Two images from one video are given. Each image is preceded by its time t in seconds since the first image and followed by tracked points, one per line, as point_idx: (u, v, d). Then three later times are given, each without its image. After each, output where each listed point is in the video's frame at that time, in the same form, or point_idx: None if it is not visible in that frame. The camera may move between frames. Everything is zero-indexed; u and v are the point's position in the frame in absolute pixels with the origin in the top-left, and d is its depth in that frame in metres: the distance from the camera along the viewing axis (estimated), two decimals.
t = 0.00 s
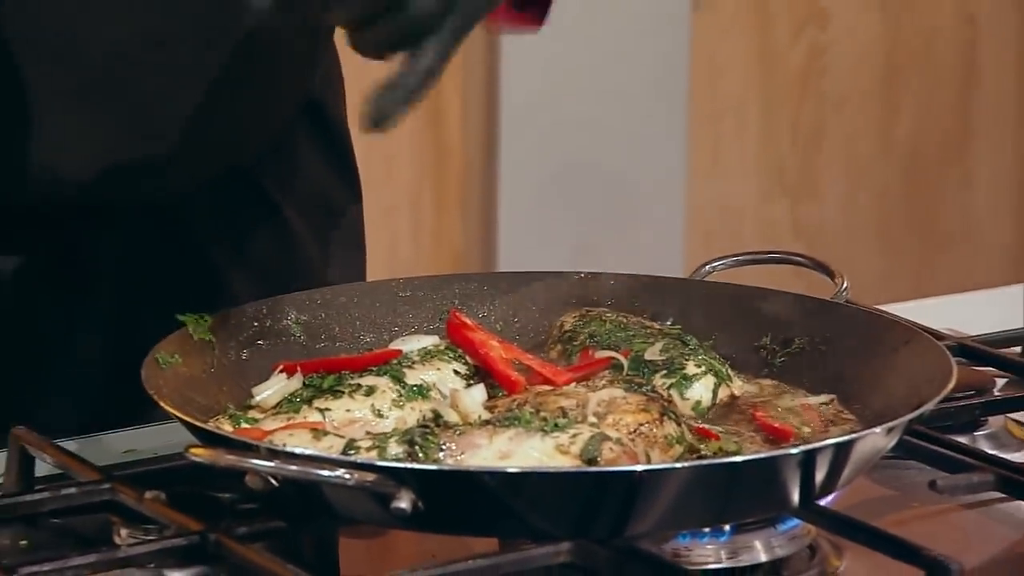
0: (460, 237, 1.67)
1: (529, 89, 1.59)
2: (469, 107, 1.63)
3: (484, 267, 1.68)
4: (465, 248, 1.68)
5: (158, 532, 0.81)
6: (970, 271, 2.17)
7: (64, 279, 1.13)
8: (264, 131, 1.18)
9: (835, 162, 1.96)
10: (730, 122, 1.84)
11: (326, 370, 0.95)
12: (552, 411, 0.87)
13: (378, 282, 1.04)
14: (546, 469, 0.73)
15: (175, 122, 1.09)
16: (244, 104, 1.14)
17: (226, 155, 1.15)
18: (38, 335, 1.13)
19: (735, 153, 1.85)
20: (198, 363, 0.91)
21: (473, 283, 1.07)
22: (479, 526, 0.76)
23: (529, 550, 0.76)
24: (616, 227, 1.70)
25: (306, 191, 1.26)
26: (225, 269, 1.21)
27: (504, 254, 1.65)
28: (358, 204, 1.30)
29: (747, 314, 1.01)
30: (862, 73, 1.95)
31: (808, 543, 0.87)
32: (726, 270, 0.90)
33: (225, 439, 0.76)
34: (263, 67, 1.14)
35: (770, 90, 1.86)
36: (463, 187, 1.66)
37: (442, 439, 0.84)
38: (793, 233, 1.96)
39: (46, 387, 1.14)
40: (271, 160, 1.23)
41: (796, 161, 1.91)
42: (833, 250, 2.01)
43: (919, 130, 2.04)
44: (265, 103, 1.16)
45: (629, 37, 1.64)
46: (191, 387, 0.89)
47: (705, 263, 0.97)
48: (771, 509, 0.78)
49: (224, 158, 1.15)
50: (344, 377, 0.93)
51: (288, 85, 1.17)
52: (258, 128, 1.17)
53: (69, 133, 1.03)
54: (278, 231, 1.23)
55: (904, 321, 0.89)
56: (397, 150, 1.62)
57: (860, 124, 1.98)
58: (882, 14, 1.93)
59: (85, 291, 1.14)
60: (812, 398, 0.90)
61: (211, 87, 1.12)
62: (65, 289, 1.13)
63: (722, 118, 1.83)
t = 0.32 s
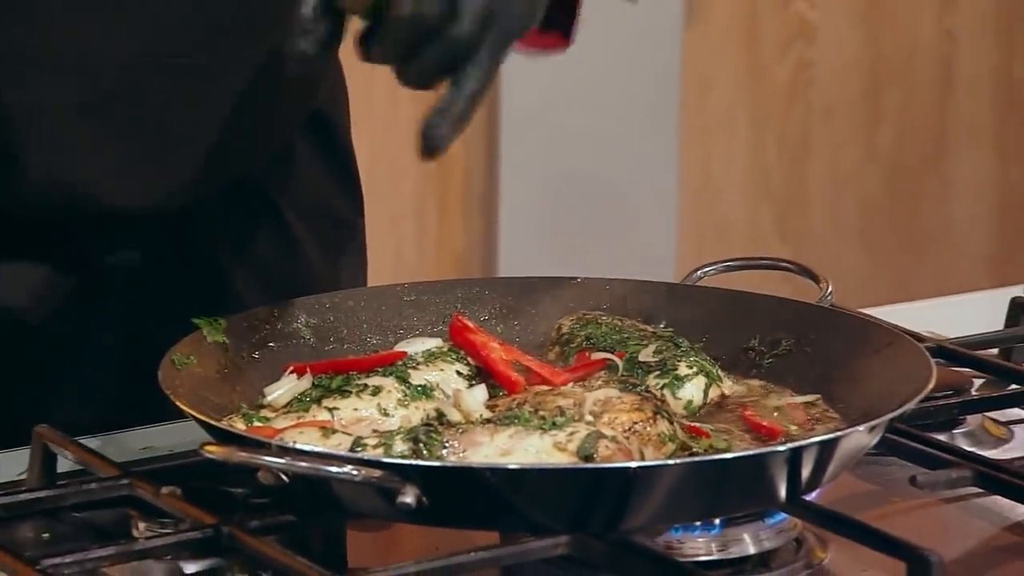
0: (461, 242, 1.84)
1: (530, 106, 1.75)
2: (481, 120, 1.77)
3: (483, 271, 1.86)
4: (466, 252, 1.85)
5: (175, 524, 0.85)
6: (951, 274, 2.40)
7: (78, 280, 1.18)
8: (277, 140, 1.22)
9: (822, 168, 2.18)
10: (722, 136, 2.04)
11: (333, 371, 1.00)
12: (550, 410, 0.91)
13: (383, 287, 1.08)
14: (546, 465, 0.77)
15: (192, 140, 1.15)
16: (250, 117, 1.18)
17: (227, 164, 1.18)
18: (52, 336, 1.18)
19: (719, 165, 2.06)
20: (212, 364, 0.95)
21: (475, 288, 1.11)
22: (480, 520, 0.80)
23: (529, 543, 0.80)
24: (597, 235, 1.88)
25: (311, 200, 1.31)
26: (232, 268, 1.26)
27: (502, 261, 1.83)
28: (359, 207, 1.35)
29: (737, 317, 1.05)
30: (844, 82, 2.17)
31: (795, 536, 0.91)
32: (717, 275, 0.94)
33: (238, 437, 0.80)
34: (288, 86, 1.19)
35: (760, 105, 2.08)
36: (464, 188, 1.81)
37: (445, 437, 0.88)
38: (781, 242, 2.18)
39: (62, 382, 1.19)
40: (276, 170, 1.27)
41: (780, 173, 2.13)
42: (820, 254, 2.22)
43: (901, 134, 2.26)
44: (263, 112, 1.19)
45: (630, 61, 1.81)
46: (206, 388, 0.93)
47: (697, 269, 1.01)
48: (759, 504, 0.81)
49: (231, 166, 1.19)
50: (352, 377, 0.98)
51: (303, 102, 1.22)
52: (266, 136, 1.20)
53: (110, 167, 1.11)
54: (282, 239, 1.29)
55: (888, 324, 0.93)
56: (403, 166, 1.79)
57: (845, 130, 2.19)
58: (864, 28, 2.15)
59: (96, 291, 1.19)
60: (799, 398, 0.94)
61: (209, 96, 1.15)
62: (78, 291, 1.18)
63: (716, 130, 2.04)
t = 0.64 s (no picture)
0: (463, 248, 1.91)
1: (533, 116, 1.82)
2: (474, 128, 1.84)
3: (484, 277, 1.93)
4: (467, 260, 1.92)
5: (190, 519, 0.89)
6: (932, 283, 2.42)
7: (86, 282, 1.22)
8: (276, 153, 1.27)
9: (810, 181, 2.21)
10: (713, 149, 2.08)
11: (341, 372, 1.03)
12: (549, 410, 0.95)
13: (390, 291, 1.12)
14: (546, 464, 0.81)
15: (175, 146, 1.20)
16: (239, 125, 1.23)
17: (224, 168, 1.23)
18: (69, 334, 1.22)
19: (715, 173, 2.10)
20: (226, 365, 0.99)
21: (477, 293, 1.14)
22: (483, 516, 0.84)
23: (529, 538, 0.84)
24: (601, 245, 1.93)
25: (318, 206, 1.35)
26: (241, 270, 1.30)
27: (504, 267, 1.89)
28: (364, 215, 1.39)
29: (731, 320, 1.08)
30: (830, 98, 2.20)
31: (784, 531, 0.94)
32: (710, 280, 0.98)
33: (250, 436, 0.84)
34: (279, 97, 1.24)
35: (752, 115, 2.11)
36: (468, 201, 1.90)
37: (448, 437, 0.92)
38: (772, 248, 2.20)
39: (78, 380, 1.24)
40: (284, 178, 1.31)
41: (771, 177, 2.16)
42: (811, 258, 2.25)
43: (882, 149, 2.29)
44: (244, 116, 1.23)
45: (628, 58, 1.85)
46: (220, 388, 0.97)
47: (691, 274, 1.05)
48: (750, 500, 0.85)
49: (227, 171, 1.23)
50: (360, 379, 1.01)
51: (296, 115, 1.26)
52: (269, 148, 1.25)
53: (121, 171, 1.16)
54: (291, 248, 1.33)
55: (875, 327, 0.97)
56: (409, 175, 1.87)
57: (832, 146, 2.23)
58: (849, 47, 2.20)
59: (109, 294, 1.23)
60: (788, 399, 0.98)
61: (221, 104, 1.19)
62: (88, 294, 1.22)
63: (709, 141, 2.08)
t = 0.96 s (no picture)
0: (464, 255, 2.02)
1: (529, 126, 1.93)
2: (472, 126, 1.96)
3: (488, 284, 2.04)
4: (469, 265, 2.03)
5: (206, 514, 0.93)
6: (914, 286, 2.52)
7: (106, 283, 1.27)
8: (288, 156, 1.33)
9: (797, 190, 2.32)
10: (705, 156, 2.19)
11: (349, 373, 1.08)
12: (548, 409, 0.98)
13: (396, 296, 1.16)
14: (544, 461, 0.84)
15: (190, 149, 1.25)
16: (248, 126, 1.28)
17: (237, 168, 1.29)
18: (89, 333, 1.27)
19: (704, 184, 2.21)
20: (238, 366, 1.03)
21: (480, 298, 1.18)
22: (485, 511, 0.88)
23: (528, 532, 0.88)
24: (600, 251, 2.06)
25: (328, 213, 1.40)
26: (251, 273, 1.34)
27: (506, 272, 2.01)
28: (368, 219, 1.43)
29: (723, 322, 1.12)
30: (817, 112, 2.31)
31: (774, 524, 0.98)
32: (702, 285, 1.02)
33: (262, 435, 0.88)
34: (285, 96, 1.30)
35: (743, 127, 2.22)
36: (470, 200, 2.00)
37: (452, 435, 0.96)
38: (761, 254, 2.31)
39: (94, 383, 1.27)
40: (297, 186, 1.36)
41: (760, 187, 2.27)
42: (798, 264, 2.36)
43: (867, 160, 2.39)
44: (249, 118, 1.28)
45: (619, 66, 1.96)
46: (233, 388, 1.01)
47: (684, 279, 1.09)
48: (741, 497, 0.88)
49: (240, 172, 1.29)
50: (367, 379, 1.06)
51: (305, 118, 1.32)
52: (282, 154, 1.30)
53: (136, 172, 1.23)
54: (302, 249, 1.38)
55: (861, 331, 1.01)
56: (413, 186, 1.98)
57: (820, 158, 2.33)
58: (835, 61, 2.30)
59: (128, 296, 1.28)
60: (777, 399, 1.02)
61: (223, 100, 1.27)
62: (108, 297, 1.27)
63: (699, 148, 2.18)
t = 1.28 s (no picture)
0: (467, 264, 2.12)
1: (528, 136, 2.04)
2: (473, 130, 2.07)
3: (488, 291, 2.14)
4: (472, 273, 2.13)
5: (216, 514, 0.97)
6: (898, 293, 2.61)
7: (122, 288, 1.31)
8: (296, 172, 1.38)
9: (785, 201, 2.40)
10: (693, 168, 2.27)
11: (354, 380, 1.12)
12: (546, 413, 1.02)
13: (400, 304, 1.21)
14: (542, 464, 0.88)
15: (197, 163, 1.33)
16: (259, 143, 1.35)
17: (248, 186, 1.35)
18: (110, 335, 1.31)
19: (696, 190, 2.28)
20: (248, 372, 1.08)
21: (480, 307, 1.23)
22: (484, 511, 0.91)
23: (526, 532, 0.91)
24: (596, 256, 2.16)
25: (336, 225, 1.43)
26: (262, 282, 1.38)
27: (506, 278, 2.11)
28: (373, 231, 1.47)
29: (714, 330, 1.16)
30: (804, 124, 2.39)
31: (762, 525, 1.02)
32: (693, 294, 1.06)
33: (270, 439, 0.92)
34: (299, 105, 1.37)
35: (731, 143, 2.30)
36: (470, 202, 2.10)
37: (453, 438, 1.00)
38: (749, 262, 2.38)
39: (110, 392, 1.31)
40: (305, 198, 1.40)
41: (750, 198, 2.35)
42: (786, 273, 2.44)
43: (855, 172, 2.48)
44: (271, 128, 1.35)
45: (607, 94, 2.07)
46: (244, 393, 1.05)
47: (676, 288, 1.13)
48: (730, 498, 0.92)
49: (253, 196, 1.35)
50: (372, 385, 1.10)
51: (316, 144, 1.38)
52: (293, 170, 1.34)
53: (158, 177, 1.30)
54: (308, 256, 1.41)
55: (847, 339, 1.06)
56: (415, 198, 2.06)
57: (807, 168, 2.41)
58: (821, 80, 2.38)
59: (143, 301, 1.32)
60: (765, 403, 1.06)
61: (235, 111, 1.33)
62: (123, 302, 1.31)
63: (685, 163, 2.26)
